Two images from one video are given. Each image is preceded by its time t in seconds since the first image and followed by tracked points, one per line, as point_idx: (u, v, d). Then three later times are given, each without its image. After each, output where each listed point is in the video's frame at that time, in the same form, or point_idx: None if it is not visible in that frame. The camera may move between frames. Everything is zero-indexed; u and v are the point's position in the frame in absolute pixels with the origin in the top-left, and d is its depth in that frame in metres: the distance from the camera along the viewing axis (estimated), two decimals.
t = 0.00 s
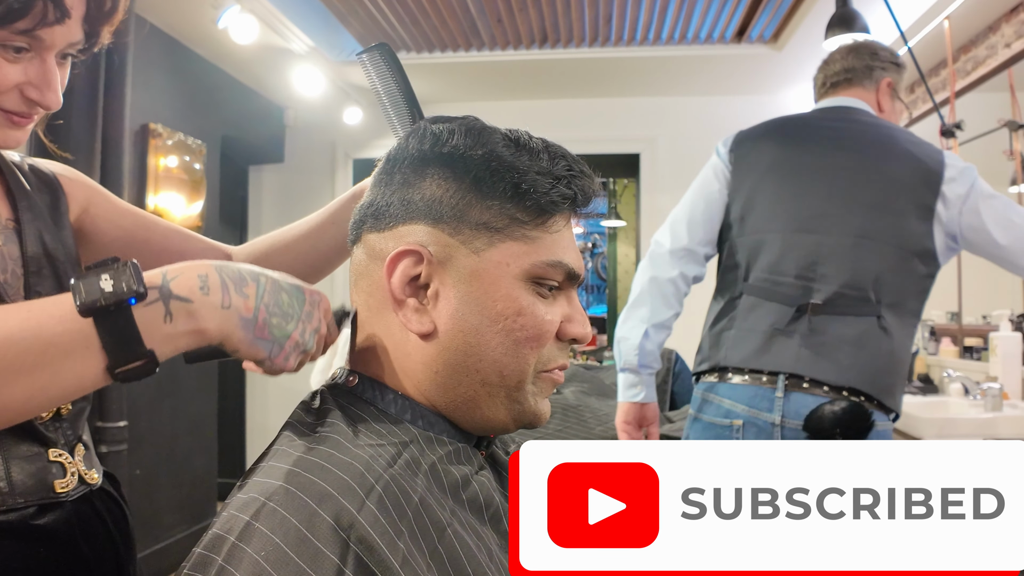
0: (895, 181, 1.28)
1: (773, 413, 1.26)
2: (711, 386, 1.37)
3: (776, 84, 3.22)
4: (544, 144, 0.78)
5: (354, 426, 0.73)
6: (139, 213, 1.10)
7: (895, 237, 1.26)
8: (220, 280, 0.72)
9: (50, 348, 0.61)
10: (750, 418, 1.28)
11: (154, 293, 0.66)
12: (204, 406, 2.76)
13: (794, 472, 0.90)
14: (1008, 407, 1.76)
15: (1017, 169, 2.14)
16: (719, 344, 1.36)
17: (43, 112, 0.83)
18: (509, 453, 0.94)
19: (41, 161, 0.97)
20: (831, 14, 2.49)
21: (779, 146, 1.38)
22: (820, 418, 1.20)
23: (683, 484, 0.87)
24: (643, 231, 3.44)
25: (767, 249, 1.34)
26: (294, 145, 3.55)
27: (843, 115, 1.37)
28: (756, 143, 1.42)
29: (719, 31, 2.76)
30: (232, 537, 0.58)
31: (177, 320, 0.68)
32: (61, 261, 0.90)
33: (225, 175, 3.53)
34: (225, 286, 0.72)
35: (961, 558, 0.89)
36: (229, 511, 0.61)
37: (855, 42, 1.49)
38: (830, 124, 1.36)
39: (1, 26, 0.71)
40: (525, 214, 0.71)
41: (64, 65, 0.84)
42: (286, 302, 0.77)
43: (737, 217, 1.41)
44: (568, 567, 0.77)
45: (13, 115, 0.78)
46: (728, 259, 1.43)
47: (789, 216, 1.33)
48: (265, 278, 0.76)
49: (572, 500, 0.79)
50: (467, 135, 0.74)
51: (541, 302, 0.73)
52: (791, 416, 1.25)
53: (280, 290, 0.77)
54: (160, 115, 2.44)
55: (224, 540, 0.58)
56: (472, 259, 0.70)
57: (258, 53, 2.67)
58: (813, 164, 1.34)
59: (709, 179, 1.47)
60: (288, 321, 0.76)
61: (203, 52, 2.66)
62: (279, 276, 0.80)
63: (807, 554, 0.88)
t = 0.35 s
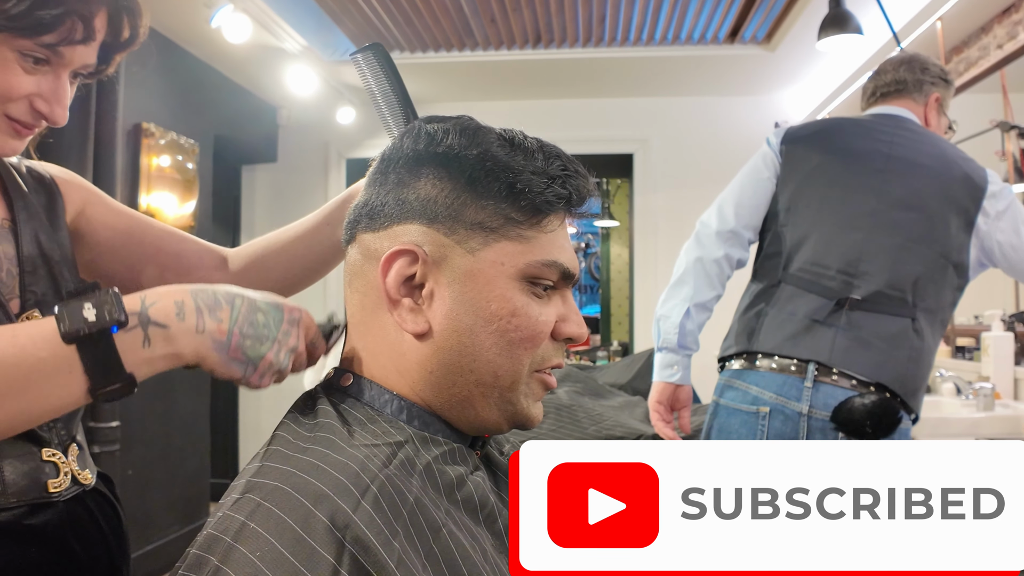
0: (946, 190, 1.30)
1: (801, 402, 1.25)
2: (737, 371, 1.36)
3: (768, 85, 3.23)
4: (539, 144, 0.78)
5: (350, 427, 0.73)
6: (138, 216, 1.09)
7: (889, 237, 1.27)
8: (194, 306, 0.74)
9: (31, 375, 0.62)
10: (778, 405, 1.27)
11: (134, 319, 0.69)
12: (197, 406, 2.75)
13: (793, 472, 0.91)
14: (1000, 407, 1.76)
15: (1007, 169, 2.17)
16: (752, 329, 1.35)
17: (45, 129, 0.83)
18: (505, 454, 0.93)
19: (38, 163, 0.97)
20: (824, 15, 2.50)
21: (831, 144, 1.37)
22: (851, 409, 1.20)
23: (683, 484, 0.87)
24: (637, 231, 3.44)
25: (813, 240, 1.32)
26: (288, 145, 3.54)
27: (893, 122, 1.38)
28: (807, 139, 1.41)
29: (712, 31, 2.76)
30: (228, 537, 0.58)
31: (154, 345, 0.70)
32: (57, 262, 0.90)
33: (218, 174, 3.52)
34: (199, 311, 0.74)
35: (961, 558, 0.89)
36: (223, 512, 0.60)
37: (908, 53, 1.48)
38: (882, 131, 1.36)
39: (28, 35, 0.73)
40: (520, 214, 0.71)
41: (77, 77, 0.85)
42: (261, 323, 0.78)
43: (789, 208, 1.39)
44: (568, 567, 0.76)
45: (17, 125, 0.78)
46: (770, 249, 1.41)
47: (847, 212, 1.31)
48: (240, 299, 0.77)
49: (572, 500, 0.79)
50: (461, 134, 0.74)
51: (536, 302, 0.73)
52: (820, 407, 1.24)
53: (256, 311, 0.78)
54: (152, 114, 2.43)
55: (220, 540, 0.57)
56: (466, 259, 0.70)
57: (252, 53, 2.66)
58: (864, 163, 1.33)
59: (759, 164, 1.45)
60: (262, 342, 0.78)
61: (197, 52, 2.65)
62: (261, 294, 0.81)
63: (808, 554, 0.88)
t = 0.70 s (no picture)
0: (929, 185, 1.28)
1: (804, 409, 1.26)
2: (740, 382, 1.37)
3: (762, 86, 3.24)
4: (533, 142, 0.78)
5: (345, 430, 0.72)
6: (139, 222, 1.09)
7: (885, 236, 1.27)
8: (179, 306, 0.80)
9: (28, 379, 0.68)
10: (781, 414, 1.28)
11: (125, 323, 0.76)
12: (190, 406, 2.74)
13: (793, 471, 0.91)
14: (993, 406, 1.76)
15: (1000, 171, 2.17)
16: (747, 343, 1.36)
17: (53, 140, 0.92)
18: (500, 456, 0.90)
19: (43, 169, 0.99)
20: (816, 17, 2.52)
21: (812, 145, 1.37)
22: (855, 415, 1.20)
23: (683, 484, 0.87)
24: (631, 231, 3.45)
25: (795, 251, 1.33)
26: (281, 144, 3.53)
27: (870, 115, 1.37)
28: (789, 139, 1.40)
29: (706, 32, 2.76)
30: (223, 539, 0.57)
31: (145, 345, 0.77)
32: (57, 264, 0.91)
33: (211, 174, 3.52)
34: (185, 310, 0.81)
35: (961, 558, 0.89)
36: (218, 513, 0.60)
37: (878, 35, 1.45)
38: (860, 126, 1.35)
39: (57, 50, 0.85)
40: (518, 216, 0.71)
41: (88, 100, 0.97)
42: (243, 315, 0.83)
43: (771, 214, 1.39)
44: (568, 567, 0.77)
45: (27, 134, 0.87)
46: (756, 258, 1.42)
47: (828, 214, 1.31)
48: (223, 295, 0.83)
49: (572, 500, 0.79)
50: (456, 136, 0.74)
51: (536, 303, 0.73)
52: (823, 413, 1.25)
53: (239, 304, 0.84)
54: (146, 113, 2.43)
55: (214, 543, 0.57)
56: (466, 262, 0.70)
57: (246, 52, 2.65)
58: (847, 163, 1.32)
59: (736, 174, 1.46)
60: (245, 335, 0.83)
61: (191, 51, 2.65)
62: (245, 286, 0.86)
63: (807, 555, 0.89)
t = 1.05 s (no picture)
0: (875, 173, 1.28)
1: (782, 425, 1.25)
2: (715, 404, 1.35)
3: (757, 86, 3.25)
4: (528, 141, 0.78)
5: (343, 428, 0.70)
6: (140, 222, 1.09)
7: (881, 237, 1.28)
8: (173, 321, 0.82)
9: (26, 391, 0.71)
10: (760, 432, 1.26)
11: (120, 339, 0.78)
12: (185, 407, 2.74)
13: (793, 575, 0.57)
14: (987, 407, 1.77)
15: (994, 171, 2.17)
16: (714, 366, 1.35)
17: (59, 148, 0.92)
18: (497, 454, 0.88)
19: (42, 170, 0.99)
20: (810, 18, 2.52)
21: (752, 146, 1.36)
22: (836, 428, 1.19)
23: None
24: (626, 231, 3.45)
25: (749, 269, 1.33)
26: (276, 144, 3.54)
27: (806, 106, 1.36)
28: (729, 139, 1.40)
29: (702, 33, 2.77)
30: (222, 539, 0.55)
31: (141, 359, 0.80)
32: (57, 264, 0.91)
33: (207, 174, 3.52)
34: (178, 325, 0.82)
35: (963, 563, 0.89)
36: (217, 514, 0.58)
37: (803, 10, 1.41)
38: (797, 120, 1.35)
39: (71, 57, 0.85)
40: (511, 215, 0.71)
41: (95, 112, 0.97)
42: (235, 327, 0.84)
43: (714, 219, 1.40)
44: None
45: (35, 140, 0.87)
46: (715, 272, 1.40)
47: (802, 214, 1.31)
48: (214, 308, 0.84)
49: None
50: (450, 134, 0.74)
51: (528, 304, 0.73)
52: (801, 425, 1.24)
53: (230, 315, 0.84)
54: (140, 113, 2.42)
55: (214, 542, 0.55)
56: (458, 262, 0.70)
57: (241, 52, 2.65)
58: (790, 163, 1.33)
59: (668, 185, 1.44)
60: (238, 346, 0.84)
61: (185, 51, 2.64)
62: (238, 296, 0.87)
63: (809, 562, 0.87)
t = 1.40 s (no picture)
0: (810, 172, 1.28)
1: (730, 433, 1.23)
2: (658, 412, 1.30)
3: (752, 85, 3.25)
4: (519, 140, 0.78)
5: (334, 430, 0.70)
6: (135, 223, 1.09)
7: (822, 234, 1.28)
8: (175, 356, 0.83)
9: (37, 412, 0.73)
10: (708, 440, 1.24)
11: (128, 370, 0.80)
12: (179, 407, 2.74)
13: None
14: (980, 407, 1.77)
15: (989, 171, 2.16)
16: (659, 378, 1.30)
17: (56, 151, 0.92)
18: (490, 455, 0.88)
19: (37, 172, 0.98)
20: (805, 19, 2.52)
21: (692, 141, 1.30)
22: (786, 436, 1.18)
23: None
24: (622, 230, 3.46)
25: (697, 274, 1.28)
26: (270, 144, 3.54)
27: (732, 101, 1.33)
28: (663, 135, 1.33)
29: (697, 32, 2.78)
30: (211, 542, 0.55)
31: (143, 388, 0.82)
32: (52, 265, 0.91)
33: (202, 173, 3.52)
34: (179, 360, 0.83)
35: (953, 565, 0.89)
36: (207, 516, 0.58)
37: None
38: (730, 115, 1.31)
39: (72, 61, 0.85)
40: (502, 215, 0.71)
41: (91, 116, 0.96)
42: (228, 373, 0.82)
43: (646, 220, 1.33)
44: None
45: (32, 143, 0.86)
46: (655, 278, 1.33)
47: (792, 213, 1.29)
48: (213, 351, 0.83)
49: None
50: (441, 134, 0.73)
51: (519, 304, 0.73)
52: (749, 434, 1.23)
53: (226, 361, 0.82)
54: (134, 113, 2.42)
55: (202, 545, 0.55)
56: (449, 263, 0.70)
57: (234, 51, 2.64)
58: (727, 162, 1.28)
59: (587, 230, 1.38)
60: (227, 393, 0.83)
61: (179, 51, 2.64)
62: (242, 336, 0.85)
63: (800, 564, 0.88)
